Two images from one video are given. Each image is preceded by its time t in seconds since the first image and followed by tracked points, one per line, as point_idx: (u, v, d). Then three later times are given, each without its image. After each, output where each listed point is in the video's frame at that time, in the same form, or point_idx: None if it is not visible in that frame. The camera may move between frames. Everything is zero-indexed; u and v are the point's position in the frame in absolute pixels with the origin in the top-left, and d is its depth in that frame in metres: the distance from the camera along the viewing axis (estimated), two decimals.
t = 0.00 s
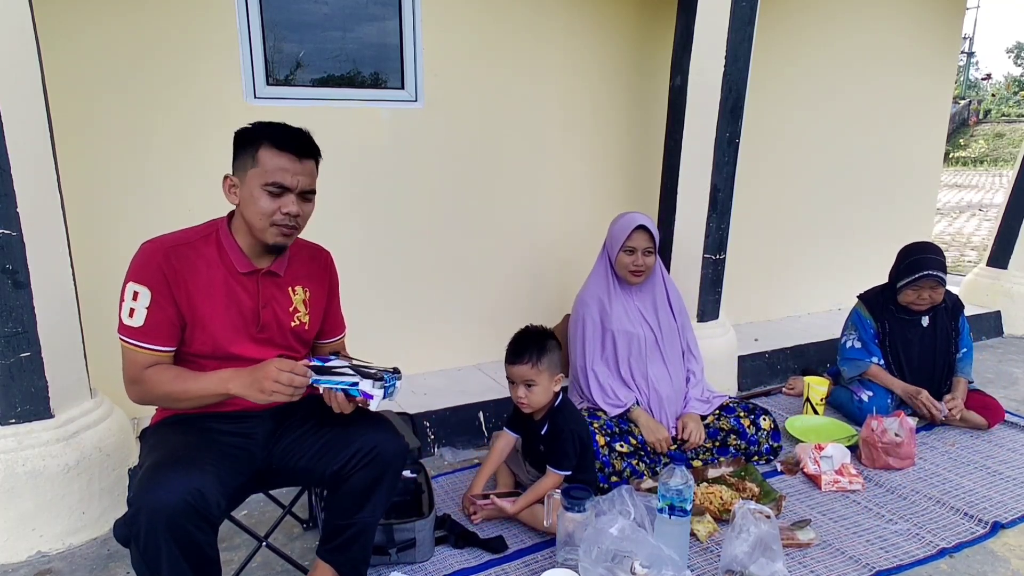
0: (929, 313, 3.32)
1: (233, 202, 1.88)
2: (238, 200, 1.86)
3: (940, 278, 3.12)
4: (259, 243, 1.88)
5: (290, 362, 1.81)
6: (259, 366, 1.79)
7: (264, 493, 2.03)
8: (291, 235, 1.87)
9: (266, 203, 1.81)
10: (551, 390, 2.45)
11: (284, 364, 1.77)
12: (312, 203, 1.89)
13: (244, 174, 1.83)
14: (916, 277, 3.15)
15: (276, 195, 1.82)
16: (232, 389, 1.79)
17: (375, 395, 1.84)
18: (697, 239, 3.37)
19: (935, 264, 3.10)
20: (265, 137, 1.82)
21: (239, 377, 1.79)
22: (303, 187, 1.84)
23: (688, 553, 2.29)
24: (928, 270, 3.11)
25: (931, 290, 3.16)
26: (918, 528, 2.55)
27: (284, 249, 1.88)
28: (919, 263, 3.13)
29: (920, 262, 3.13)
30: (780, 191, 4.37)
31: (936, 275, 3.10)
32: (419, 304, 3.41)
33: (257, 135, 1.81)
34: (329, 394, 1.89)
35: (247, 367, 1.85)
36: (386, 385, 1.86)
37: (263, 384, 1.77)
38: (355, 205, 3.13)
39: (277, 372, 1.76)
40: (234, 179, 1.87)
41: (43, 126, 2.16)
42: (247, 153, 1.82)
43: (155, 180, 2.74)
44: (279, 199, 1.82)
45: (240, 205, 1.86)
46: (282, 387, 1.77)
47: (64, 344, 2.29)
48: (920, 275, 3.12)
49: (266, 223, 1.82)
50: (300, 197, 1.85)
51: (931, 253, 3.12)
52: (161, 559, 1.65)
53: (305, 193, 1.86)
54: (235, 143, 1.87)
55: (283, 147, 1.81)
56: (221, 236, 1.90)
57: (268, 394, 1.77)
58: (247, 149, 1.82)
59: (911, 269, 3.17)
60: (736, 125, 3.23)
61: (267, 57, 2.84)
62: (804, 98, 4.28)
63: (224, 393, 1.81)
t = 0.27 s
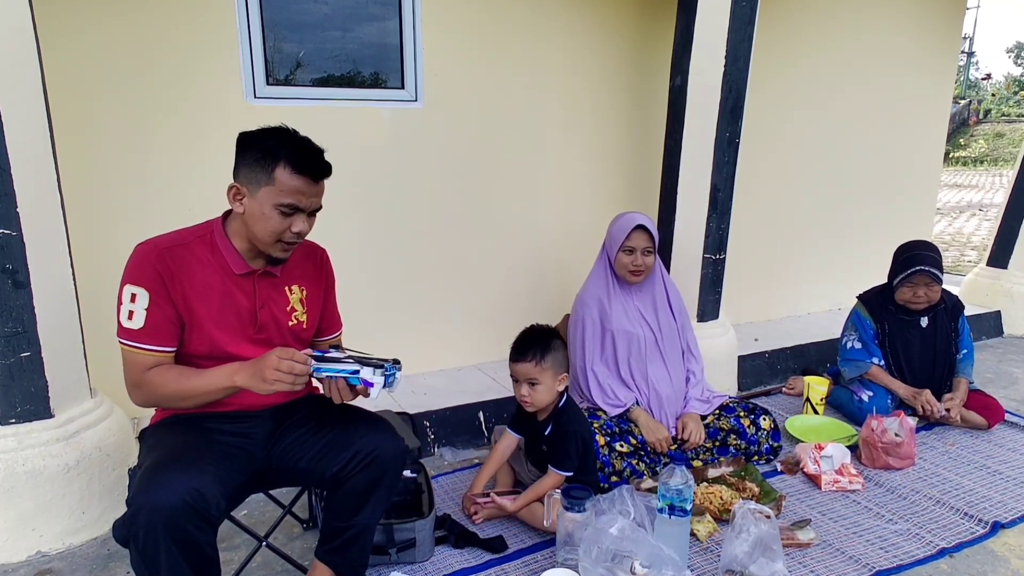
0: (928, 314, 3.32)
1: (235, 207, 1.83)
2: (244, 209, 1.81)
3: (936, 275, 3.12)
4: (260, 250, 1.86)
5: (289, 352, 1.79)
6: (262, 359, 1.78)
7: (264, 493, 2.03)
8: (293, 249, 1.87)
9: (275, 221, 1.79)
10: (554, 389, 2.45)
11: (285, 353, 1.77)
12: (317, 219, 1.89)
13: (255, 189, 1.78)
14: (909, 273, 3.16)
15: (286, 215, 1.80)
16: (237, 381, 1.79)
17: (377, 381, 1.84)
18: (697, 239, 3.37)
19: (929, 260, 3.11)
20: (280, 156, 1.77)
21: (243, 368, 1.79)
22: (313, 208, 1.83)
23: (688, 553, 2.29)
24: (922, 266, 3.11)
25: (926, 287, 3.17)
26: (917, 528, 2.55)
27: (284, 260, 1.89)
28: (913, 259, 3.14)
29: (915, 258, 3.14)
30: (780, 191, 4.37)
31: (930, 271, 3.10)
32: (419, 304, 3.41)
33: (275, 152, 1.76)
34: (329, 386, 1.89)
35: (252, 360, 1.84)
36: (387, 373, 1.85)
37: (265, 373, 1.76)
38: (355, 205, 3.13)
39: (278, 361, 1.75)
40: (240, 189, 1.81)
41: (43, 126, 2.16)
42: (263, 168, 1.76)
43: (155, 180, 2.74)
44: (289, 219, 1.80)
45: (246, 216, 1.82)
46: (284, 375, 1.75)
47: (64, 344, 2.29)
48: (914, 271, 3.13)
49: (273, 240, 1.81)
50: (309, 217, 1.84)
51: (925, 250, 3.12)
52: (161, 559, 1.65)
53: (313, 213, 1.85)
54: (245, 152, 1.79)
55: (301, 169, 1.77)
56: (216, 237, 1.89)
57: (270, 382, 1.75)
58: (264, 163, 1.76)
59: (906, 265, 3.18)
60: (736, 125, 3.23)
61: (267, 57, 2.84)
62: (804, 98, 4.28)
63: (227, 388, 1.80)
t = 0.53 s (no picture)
0: (923, 315, 3.32)
1: (234, 208, 1.83)
2: (242, 210, 1.81)
3: (925, 274, 3.12)
4: (256, 251, 1.86)
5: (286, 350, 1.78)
6: (259, 356, 1.78)
7: (264, 493, 2.03)
8: (290, 251, 1.87)
9: (273, 224, 1.79)
10: (554, 387, 2.45)
11: (283, 351, 1.76)
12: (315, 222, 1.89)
13: (253, 191, 1.78)
14: (897, 272, 3.17)
15: (284, 218, 1.79)
16: (236, 378, 1.78)
17: (376, 377, 1.84)
18: (697, 239, 3.37)
19: (917, 260, 3.11)
20: (280, 159, 1.76)
21: (242, 365, 1.79)
22: (311, 211, 1.83)
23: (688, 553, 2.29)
24: (910, 265, 3.12)
25: (916, 286, 3.17)
26: (918, 528, 2.55)
27: (281, 261, 1.89)
28: (901, 258, 3.15)
29: (904, 258, 3.15)
30: (780, 191, 4.37)
31: (919, 270, 3.11)
32: (419, 304, 3.41)
33: (275, 154, 1.76)
34: (327, 384, 1.88)
35: (250, 357, 1.84)
36: (385, 370, 1.85)
37: (263, 370, 1.75)
38: (355, 205, 3.13)
39: (276, 359, 1.75)
40: (239, 190, 1.81)
41: (43, 126, 2.16)
42: (262, 170, 1.76)
43: (155, 179, 2.74)
44: (287, 222, 1.80)
45: (244, 217, 1.82)
46: (282, 372, 1.74)
47: (64, 344, 2.29)
48: (902, 270, 3.14)
49: (271, 242, 1.81)
50: (307, 220, 1.84)
51: (914, 250, 3.13)
52: (161, 559, 1.66)
53: (311, 215, 1.85)
54: (244, 154, 1.79)
55: (300, 172, 1.77)
56: (213, 237, 1.89)
57: (268, 380, 1.75)
58: (263, 165, 1.76)
59: (895, 265, 3.19)
60: (736, 124, 3.23)
61: (267, 57, 2.84)
62: (804, 98, 4.28)
63: (226, 386, 1.79)
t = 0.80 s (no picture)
0: (917, 318, 3.32)
1: (232, 207, 1.82)
2: (240, 209, 1.81)
3: (915, 275, 3.13)
4: (253, 250, 1.86)
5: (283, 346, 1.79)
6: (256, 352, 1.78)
7: (263, 494, 2.03)
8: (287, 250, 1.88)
9: (270, 224, 1.78)
10: (551, 383, 2.45)
11: (281, 348, 1.76)
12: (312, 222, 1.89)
13: (252, 190, 1.77)
14: (888, 273, 3.19)
15: (282, 218, 1.79)
16: (233, 374, 1.79)
17: (376, 373, 1.85)
18: (697, 238, 3.37)
19: (907, 261, 3.13)
20: (280, 159, 1.76)
21: (239, 362, 1.79)
22: (309, 211, 1.83)
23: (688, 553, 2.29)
24: (899, 266, 3.13)
25: (907, 288, 3.18)
26: (917, 528, 2.55)
27: (277, 261, 1.89)
28: (891, 260, 3.17)
29: (894, 259, 3.16)
30: (780, 191, 4.37)
31: (907, 271, 3.12)
32: (419, 304, 3.41)
33: (275, 154, 1.76)
34: (327, 382, 1.86)
35: (247, 355, 1.85)
36: (384, 364, 1.86)
37: (260, 368, 1.76)
38: (355, 205, 3.13)
39: (275, 356, 1.75)
40: (237, 189, 1.80)
41: (43, 125, 2.16)
42: (262, 169, 1.76)
43: (155, 179, 2.74)
44: (285, 222, 1.80)
45: (242, 216, 1.81)
46: (280, 369, 1.75)
47: (64, 344, 2.29)
48: (891, 271, 3.15)
49: (269, 242, 1.81)
50: (305, 221, 1.84)
51: (904, 251, 3.14)
52: (160, 559, 1.65)
53: (310, 216, 1.85)
54: (243, 153, 1.79)
55: (300, 173, 1.77)
56: (210, 237, 1.89)
57: (265, 377, 1.75)
58: (263, 165, 1.76)
59: (885, 266, 3.20)
60: (736, 124, 3.23)
61: (267, 57, 2.84)
62: (804, 98, 4.28)
63: (222, 383, 1.80)
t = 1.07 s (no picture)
0: (909, 319, 3.33)
1: (234, 206, 1.82)
2: (243, 209, 1.80)
3: (909, 278, 3.14)
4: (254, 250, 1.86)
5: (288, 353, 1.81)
6: (260, 357, 1.80)
7: (263, 494, 2.03)
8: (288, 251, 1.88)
9: (274, 225, 1.79)
10: (552, 380, 2.46)
11: (291, 356, 1.78)
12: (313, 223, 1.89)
13: (256, 191, 1.77)
14: (883, 276, 3.19)
15: (286, 219, 1.79)
16: (233, 376, 1.79)
17: (372, 377, 1.85)
18: (697, 238, 3.37)
19: (902, 263, 3.13)
20: (285, 161, 1.76)
21: (241, 364, 1.80)
22: (312, 213, 1.83)
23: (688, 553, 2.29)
24: (894, 268, 3.14)
25: (902, 290, 3.19)
26: (918, 528, 2.55)
27: (278, 261, 1.89)
28: (886, 262, 3.17)
29: (888, 261, 3.17)
30: (780, 191, 4.37)
31: (902, 274, 3.12)
32: (419, 304, 3.41)
33: (281, 156, 1.76)
34: (327, 391, 1.86)
35: (249, 357, 1.85)
36: (381, 367, 1.86)
37: (266, 373, 1.78)
38: (355, 204, 3.13)
39: (283, 364, 1.77)
40: (241, 189, 1.79)
41: (43, 125, 2.16)
42: (267, 170, 1.76)
43: (155, 179, 2.74)
44: (288, 224, 1.80)
45: (244, 216, 1.81)
46: (288, 377, 1.77)
47: (64, 344, 2.29)
48: (886, 274, 3.16)
49: (271, 242, 1.81)
50: (307, 222, 1.85)
51: (899, 254, 3.14)
52: (161, 558, 1.65)
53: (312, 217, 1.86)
54: (248, 153, 1.78)
55: (305, 175, 1.77)
56: (210, 237, 1.89)
57: (271, 383, 1.77)
58: (268, 166, 1.76)
59: (880, 269, 3.21)
60: (736, 124, 3.22)
61: (267, 56, 2.84)
62: (804, 97, 4.27)
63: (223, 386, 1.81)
